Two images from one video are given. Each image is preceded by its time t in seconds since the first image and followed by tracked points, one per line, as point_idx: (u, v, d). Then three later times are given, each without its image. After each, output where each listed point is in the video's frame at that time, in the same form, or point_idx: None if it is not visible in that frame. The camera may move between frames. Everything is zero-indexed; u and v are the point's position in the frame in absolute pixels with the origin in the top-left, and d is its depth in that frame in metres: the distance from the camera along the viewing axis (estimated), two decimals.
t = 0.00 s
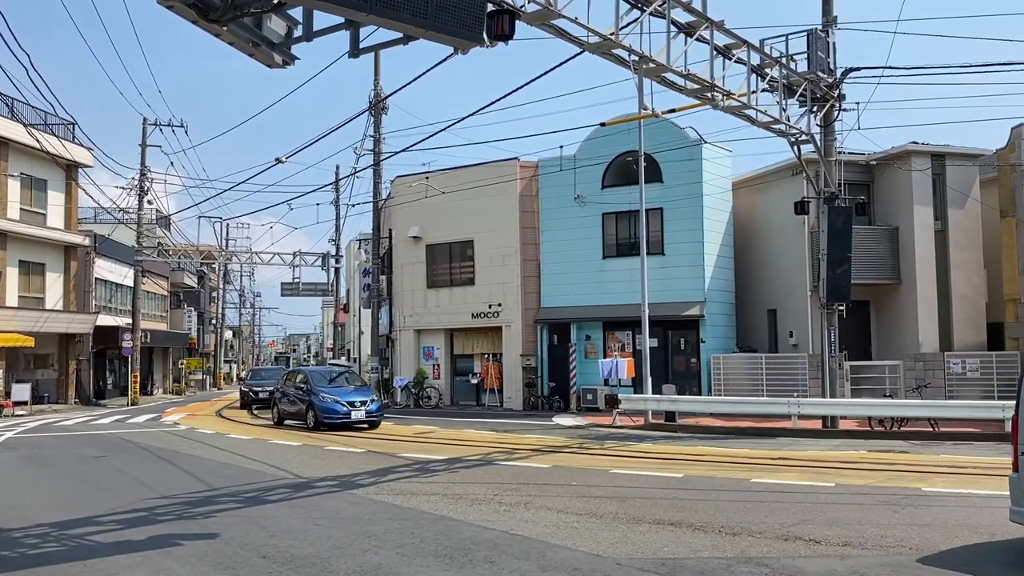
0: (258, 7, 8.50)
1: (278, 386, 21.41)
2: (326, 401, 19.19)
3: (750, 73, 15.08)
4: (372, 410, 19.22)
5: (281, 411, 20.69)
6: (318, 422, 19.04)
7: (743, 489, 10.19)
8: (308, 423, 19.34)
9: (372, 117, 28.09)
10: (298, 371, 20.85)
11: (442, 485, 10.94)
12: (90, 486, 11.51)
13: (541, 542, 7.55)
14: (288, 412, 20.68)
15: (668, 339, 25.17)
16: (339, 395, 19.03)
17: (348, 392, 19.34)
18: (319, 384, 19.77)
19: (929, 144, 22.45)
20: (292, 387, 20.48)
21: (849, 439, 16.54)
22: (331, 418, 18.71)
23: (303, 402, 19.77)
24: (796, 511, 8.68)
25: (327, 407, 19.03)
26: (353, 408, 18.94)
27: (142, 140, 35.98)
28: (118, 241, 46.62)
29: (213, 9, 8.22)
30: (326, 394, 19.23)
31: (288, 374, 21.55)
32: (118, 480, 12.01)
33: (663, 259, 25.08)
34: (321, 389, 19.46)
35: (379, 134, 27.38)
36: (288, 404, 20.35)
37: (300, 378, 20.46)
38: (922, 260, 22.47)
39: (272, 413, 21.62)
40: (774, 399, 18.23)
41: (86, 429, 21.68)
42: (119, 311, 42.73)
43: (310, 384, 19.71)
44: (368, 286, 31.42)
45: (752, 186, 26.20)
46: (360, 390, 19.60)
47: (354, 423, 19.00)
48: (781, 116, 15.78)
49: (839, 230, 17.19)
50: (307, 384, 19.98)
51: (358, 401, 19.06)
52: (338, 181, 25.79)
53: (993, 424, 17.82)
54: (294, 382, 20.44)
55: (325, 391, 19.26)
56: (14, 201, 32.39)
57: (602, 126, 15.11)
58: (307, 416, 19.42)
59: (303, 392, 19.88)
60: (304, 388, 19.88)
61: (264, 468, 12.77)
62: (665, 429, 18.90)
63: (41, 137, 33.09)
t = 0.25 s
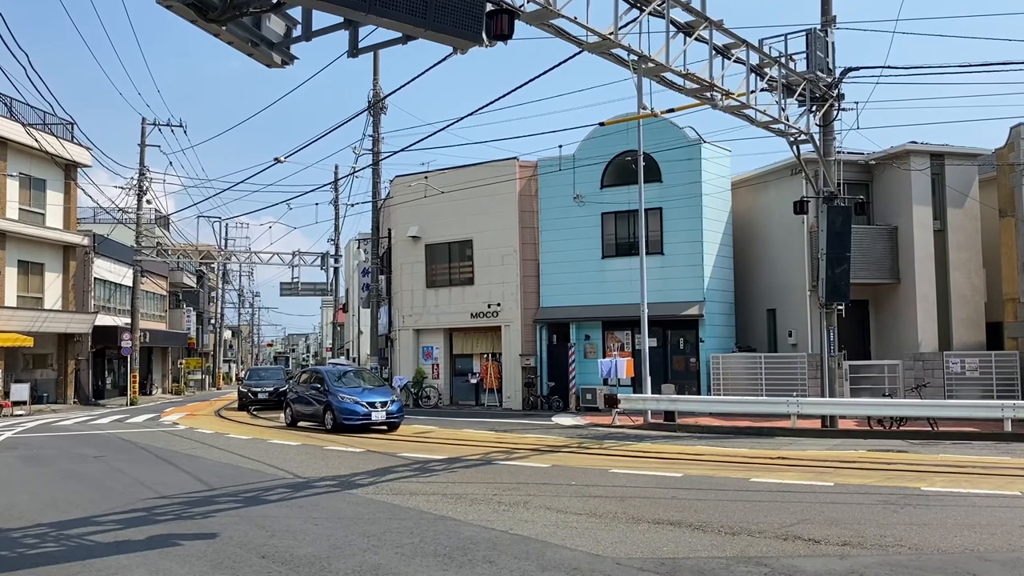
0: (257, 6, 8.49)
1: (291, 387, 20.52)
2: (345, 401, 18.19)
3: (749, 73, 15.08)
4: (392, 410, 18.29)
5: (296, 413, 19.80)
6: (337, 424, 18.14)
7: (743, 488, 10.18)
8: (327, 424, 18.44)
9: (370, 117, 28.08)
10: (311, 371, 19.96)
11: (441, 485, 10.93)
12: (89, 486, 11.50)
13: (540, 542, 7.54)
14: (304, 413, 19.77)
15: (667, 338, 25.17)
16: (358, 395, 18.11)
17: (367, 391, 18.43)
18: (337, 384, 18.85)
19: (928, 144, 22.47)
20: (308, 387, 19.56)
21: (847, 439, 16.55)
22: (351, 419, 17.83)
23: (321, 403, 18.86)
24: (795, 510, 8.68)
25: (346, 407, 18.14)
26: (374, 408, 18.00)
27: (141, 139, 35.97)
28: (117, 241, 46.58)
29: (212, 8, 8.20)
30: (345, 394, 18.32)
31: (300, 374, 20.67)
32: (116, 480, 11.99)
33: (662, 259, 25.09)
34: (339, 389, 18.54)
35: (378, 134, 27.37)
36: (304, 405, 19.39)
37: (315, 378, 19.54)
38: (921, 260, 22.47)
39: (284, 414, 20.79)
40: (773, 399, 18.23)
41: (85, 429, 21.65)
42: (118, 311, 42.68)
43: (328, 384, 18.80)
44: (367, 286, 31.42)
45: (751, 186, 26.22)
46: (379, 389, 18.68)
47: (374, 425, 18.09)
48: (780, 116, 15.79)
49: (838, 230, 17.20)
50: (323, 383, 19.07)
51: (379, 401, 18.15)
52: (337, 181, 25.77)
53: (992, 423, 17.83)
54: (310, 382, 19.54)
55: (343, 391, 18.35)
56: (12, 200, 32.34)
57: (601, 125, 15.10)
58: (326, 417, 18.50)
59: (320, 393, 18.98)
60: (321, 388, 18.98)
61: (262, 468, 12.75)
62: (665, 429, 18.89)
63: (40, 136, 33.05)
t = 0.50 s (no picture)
0: (256, 6, 8.49)
1: (308, 388, 19.80)
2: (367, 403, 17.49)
3: (748, 73, 15.09)
4: (417, 412, 17.62)
5: (314, 414, 19.08)
6: (360, 426, 17.45)
7: (744, 488, 10.17)
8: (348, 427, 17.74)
9: (370, 117, 28.08)
10: (330, 371, 19.26)
11: (440, 485, 10.93)
12: (88, 486, 11.49)
13: (540, 541, 7.54)
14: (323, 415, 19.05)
15: (666, 338, 25.17)
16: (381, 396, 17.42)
17: (389, 392, 17.74)
18: (358, 384, 18.14)
19: (927, 143, 22.48)
20: (327, 388, 18.86)
21: (847, 438, 16.55)
22: (374, 422, 17.13)
23: (341, 405, 18.16)
24: (796, 511, 8.67)
25: (369, 409, 17.45)
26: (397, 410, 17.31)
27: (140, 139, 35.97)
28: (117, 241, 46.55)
29: (212, 8, 8.20)
30: (367, 395, 17.63)
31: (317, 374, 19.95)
32: (116, 480, 11.97)
33: (662, 258, 25.09)
34: (361, 390, 17.85)
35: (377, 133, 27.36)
36: (323, 407, 18.67)
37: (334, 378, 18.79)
38: (921, 259, 22.48)
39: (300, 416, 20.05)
40: (772, 399, 18.23)
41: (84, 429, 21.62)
42: (117, 311, 42.65)
43: (349, 384, 18.09)
44: (366, 286, 31.41)
45: (750, 186, 26.20)
46: (402, 390, 18.00)
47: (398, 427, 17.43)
48: (780, 116, 15.80)
49: (837, 230, 17.21)
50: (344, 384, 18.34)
51: (402, 402, 17.47)
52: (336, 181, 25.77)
53: (991, 422, 17.84)
54: (329, 383, 18.83)
55: (365, 391, 17.66)
56: (11, 200, 32.32)
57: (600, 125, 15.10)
58: (347, 419, 17.80)
59: (341, 394, 18.27)
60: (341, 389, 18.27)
61: (262, 468, 12.74)
62: (664, 429, 18.88)
63: (39, 136, 33.03)
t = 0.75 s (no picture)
0: (256, 6, 8.48)
1: (327, 388, 18.94)
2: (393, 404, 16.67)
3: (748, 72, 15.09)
4: (445, 414, 16.84)
5: (334, 416, 18.24)
6: (385, 428, 16.65)
7: (743, 487, 10.17)
8: (372, 429, 16.93)
9: (369, 116, 28.07)
10: (350, 370, 18.41)
11: (440, 484, 10.92)
12: (88, 486, 11.48)
13: (539, 541, 7.54)
14: (343, 416, 18.22)
15: (666, 338, 25.18)
16: (408, 397, 16.62)
17: (416, 393, 16.94)
18: (382, 385, 17.32)
19: (927, 143, 22.49)
20: (349, 388, 18.00)
21: (846, 438, 16.55)
22: (401, 424, 16.34)
23: (364, 406, 17.34)
24: (795, 510, 8.68)
25: (394, 410, 16.63)
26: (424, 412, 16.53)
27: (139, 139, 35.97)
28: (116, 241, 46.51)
29: (211, 7, 8.19)
30: (392, 396, 16.81)
31: (336, 374, 19.10)
32: (115, 480, 11.96)
33: (661, 258, 25.09)
34: (385, 391, 17.02)
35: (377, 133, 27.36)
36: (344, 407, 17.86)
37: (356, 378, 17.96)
38: (920, 258, 22.48)
39: (316, 418, 19.20)
40: (772, 398, 18.22)
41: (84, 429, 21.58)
42: (116, 311, 42.63)
43: (373, 385, 17.26)
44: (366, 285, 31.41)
45: (750, 185, 26.21)
46: (428, 390, 17.20)
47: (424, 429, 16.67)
48: (779, 115, 15.80)
49: (837, 230, 17.21)
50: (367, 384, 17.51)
51: (430, 404, 16.68)
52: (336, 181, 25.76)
53: (991, 421, 17.88)
54: (351, 382, 17.98)
55: (389, 392, 16.83)
56: (10, 200, 32.30)
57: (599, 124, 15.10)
58: (371, 421, 16.97)
59: (363, 395, 17.44)
60: (364, 389, 17.43)
61: (261, 468, 12.72)
62: (664, 428, 18.88)
63: (38, 135, 33.01)
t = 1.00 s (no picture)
0: (255, 5, 8.47)
1: (349, 389, 18.24)
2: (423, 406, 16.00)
3: (748, 71, 15.10)
4: (476, 417, 16.20)
5: (357, 417, 17.54)
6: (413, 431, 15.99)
7: (742, 487, 10.18)
8: (399, 431, 16.26)
9: (369, 116, 28.06)
10: (375, 370, 17.74)
11: (440, 484, 10.92)
12: (87, 486, 11.46)
13: (539, 540, 7.54)
14: (367, 418, 17.51)
15: (665, 337, 25.19)
16: (439, 398, 15.98)
17: (445, 394, 16.31)
18: (410, 385, 16.65)
19: (926, 142, 22.50)
20: (374, 389, 17.32)
21: (845, 437, 16.56)
22: (431, 427, 15.70)
23: (391, 408, 16.66)
24: (794, 509, 8.68)
25: (424, 413, 15.94)
26: (455, 414, 15.89)
27: (139, 139, 35.97)
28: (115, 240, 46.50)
29: (211, 7, 8.19)
30: (422, 397, 16.15)
31: (358, 374, 18.41)
32: (115, 480, 11.95)
33: (661, 257, 25.09)
34: (414, 392, 16.37)
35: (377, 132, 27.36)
36: (369, 409, 17.18)
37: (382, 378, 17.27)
38: (919, 258, 22.48)
39: (336, 420, 18.48)
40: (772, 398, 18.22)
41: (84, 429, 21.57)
42: (116, 311, 42.64)
43: (401, 386, 16.59)
44: (366, 285, 31.40)
45: (749, 185, 26.21)
46: (457, 392, 16.58)
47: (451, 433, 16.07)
48: (779, 114, 15.81)
49: (836, 229, 17.22)
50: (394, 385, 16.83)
51: (460, 405, 16.04)
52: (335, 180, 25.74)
53: (990, 421, 18.08)
54: (376, 383, 17.30)
55: (419, 393, 16.18)
56: (10, 199, 32.29)
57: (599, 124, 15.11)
58: (398, 423, 16.31)
59: (390, 396, 16.77)
60: (391, 391, 16.76)
61: (261, 468, 12.72)
62: (664, 427, 18.89)
63: (37, 134, 33.00)
